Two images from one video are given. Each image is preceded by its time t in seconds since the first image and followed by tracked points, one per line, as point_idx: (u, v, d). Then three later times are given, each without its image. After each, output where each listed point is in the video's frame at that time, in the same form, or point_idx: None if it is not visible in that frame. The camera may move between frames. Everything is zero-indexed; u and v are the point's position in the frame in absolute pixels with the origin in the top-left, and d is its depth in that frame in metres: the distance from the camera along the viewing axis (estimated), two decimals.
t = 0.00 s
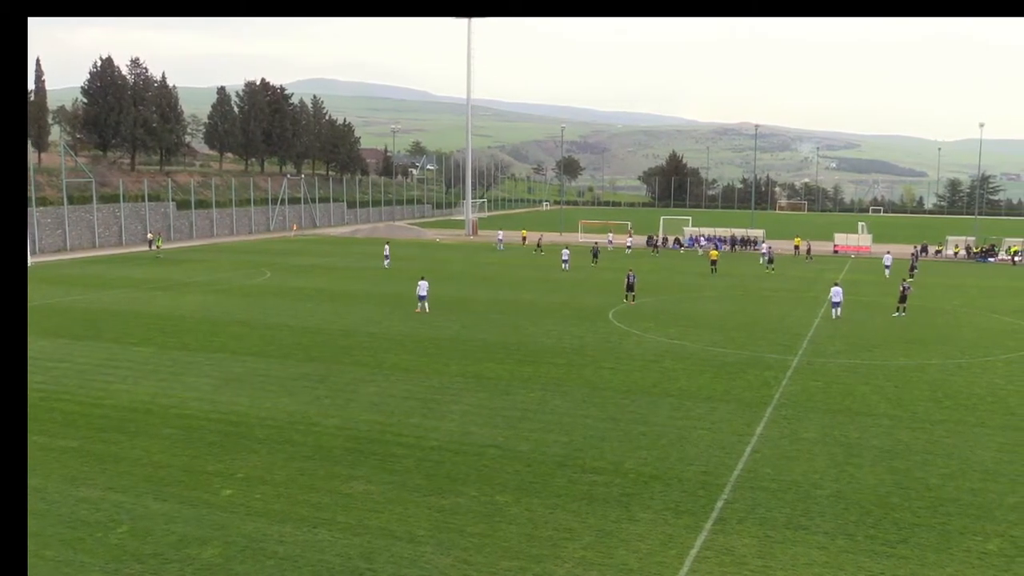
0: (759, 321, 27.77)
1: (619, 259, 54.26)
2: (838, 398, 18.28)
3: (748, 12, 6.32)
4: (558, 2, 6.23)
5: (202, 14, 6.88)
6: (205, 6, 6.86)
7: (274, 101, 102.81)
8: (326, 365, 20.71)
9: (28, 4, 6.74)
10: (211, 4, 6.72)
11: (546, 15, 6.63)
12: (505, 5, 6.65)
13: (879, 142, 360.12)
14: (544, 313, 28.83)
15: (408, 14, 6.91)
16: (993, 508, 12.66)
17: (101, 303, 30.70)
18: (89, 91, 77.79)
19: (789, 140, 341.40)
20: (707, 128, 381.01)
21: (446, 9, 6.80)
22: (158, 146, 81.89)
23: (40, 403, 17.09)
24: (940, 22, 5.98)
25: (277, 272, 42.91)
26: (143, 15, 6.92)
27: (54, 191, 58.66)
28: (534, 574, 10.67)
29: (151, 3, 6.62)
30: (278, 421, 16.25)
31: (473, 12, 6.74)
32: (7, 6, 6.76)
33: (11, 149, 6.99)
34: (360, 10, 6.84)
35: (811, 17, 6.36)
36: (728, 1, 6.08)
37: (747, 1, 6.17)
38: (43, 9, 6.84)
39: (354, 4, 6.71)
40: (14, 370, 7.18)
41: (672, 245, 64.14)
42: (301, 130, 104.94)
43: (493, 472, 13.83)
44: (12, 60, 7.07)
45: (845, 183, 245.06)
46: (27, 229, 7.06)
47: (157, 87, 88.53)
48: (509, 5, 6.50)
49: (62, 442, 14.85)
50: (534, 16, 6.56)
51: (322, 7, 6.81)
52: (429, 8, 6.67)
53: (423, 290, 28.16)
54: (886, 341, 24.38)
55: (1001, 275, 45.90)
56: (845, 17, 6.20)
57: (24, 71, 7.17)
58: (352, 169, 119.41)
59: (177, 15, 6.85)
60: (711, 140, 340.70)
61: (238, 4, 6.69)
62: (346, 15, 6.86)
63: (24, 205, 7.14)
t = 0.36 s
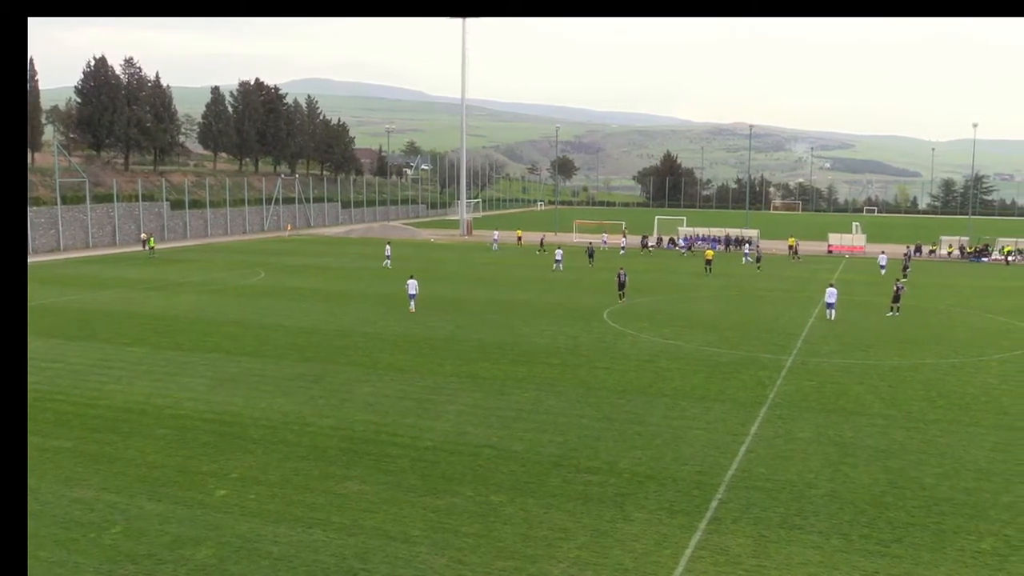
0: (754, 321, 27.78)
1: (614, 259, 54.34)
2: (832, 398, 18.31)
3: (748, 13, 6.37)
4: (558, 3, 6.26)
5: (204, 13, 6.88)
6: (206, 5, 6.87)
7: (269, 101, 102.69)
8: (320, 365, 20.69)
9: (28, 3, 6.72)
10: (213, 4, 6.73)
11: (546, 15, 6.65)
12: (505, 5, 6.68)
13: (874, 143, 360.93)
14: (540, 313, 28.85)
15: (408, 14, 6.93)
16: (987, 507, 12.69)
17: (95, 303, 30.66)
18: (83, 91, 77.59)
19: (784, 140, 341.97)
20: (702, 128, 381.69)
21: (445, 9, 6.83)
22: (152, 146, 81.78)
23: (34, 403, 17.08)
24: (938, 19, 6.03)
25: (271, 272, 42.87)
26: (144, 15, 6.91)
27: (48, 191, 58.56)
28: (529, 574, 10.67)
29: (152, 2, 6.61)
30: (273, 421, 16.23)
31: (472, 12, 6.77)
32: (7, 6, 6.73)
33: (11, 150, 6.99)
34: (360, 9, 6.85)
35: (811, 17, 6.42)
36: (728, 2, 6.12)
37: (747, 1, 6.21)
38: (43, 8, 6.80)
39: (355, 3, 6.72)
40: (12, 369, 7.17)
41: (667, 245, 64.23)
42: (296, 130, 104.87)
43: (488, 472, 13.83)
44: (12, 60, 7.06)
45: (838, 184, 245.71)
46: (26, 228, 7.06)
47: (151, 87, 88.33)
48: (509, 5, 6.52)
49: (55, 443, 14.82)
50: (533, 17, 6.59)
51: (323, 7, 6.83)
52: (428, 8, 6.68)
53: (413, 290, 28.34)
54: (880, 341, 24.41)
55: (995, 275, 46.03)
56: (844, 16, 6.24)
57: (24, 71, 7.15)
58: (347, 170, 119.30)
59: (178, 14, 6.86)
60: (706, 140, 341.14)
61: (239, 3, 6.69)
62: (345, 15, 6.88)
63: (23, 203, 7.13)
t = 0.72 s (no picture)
0: (750, 321, 27.79)
1: (609, 259, 54.38)
2: (828, 397, 18.34)
3: (746, 12, 6.43)
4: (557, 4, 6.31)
5: (204, 13, 6.93)
6: (208, 5, 6.91)
7: (264, 101, 102.58)
8: (316, 365, 20.66)
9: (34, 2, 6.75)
10: (215, 3, 6.78)
11: (544, 16, 6.71)
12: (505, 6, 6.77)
13: (870, 142, 361.66)
14: (535, 313, 28.84)
15: (407, 14, 7.02)
16: (982, 506, 12.72)
17: (90, 303, 30.60)
18: (77, 91, 77.40)
19: (779, 140, 342.48)
20: (698, 128, 382.28)
21: (447, 8, 6.92)
22: (147, 146, 81.62)
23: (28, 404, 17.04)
24: (942, 19, 6.09)
25: (267, 272, 42.82)
26: (149, 14, 6.93)
27: (42, 191, 58.44)
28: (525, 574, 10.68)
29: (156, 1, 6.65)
30: (268, 421, 16.22)
31: (471, 11, 6.85)
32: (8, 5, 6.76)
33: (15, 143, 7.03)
34: (363, 10, 6.92)
35: (812, 16, 6.49)
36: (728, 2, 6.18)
37: (747, 1, 6.28)
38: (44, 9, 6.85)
39: (357, 3, 6.79)
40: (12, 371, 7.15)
41: (663, 245, 64.29)
42: (291, 130, 104.78)
43: (484, 472, 13.82)
44: (11, 59, 7.07)
45: (833, 184, 246.14)
46: (28, 228, 7.03)
47: (146, 86, 88.17)
48: (507, 6, 6.60)
49: (49, 443, 14.78)
50: (531, 16, 6.65)
51: (323, 7, 6.91)
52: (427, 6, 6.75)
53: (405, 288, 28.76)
54: (875, 341, 24.45)
55: (990, 275, 46.13)
56: (846, 15, 6.29)
57: (25, 70, 7.18)
58: (342, 170, 119.21)
59: (182, 15, 6.90)
60: (701, 140, 341.55)
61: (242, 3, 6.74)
62: (347, 15, 6.95)
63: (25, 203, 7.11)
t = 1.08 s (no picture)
0: (745, 321, 27.74)
1: (605, 258, 54.33)
2: (825, 398, 18.34)
3: (748, 13, 6.33)
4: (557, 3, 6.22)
5: (202, 13, 6.87)
6: (206, 5, 6.84)
7: (260, 100, 102.50)
8: (313, 365, 20.64)
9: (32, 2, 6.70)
10: (214, 3, 6.72)
11: (543, 15, 6.61)
12: (504, 6, 6.68)
13: (866, 142, 361.92)
14: (531, 313, 28.81)
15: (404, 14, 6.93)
16: (978, 506, 12.71)
17: (85, 303, 30.52)
18: (73, 90, 77.20)
19: (776, 139, 342.68)
20: (695, 128, 382.47)
21: (445, 8, 6.84)
22: (143, 146, 81.50)
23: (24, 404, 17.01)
24: (939, 20, 6.02)
25: (263, 272, 42.73)
26: (148, 15, 6.87)
27: (38, 191, 58.32)
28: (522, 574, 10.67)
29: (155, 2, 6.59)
30: (265, 421, 16.21)
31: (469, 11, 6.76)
32: (7, 6, 6.72)
33: (13, 144, 6.97)
34: (360, 9, 6.84)
35: (810, 17, 6.41)
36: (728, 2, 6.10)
37: (747, 1, 6.19)
38: (41, 9, 6.81)
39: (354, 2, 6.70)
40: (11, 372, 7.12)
41: (659, 245, 64.27)
42: (287, 130, 104.78)
43: (481, 472, 13.83)
44: (9, 60, 7.02)
45: (829, 184, 246.29)
46: (27, 229, 7.00)
47: (142, 86, 88.03)
48: (505, 4, 6.50)
49: (45, 443, 14.75)
50: (529, 16, 6.56)
51: (320, 7, 6.82)
52: (425, 6, 6.67)
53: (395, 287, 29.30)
54: (872, 341, 24.44)
55: (985, 275, 46.15)
56: (844, 16, 6.21)
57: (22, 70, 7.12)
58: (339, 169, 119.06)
59: (180, 15, 6.84)
60: (698, 140, 341.65)
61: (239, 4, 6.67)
62: (345, 15, 6.87)
63: (23, 204, 7.07)
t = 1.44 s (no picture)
0: (746, 321, 27.71)
1: (605, 258, 54.29)
2: (824, 397, 18.33)
3: (749, 13, 6.37)
4: (557, 3, 6.22)
5: (202, 13, 6.89)
6: (207, 4, 6.86)
7: (260, 100, 102.42)
8: (312, 365, 20.62)
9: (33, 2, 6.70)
10: (214, 3, 6.72)
11: (543, 15, 6.64)
12: (504, 5, 6.71)
13: (866, 142, 361.82)
14: (531, 313, 28.77)
15: (405, 14, 6.96)
16: (978, 506, 12.71)
17: (84, 303, 30.50)
18: (73, 90, 77.12)
19: (775, 139, 342.60)
20: (695, 128, 382.42)
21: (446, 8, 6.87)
22: (142, 145, 81.46)
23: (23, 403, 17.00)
24: (941, 19, 6.05)
25: (262, 272, 42.70)
26: (148, 15, 6.87)
27: (37, 191, 58.26)
28: (521, 574, 10.67)
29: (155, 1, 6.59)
30: (264, 421, 16.20)
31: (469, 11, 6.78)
32: (7, 6, 6.73)
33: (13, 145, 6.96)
34: (360, 9, 6.86)
35: (811, 17, 6.45)
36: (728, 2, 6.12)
37: (747, 1, 6.22)
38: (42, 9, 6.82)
39: (354, 2, 6.72)
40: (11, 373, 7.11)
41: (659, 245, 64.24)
42: (287, 129, 104.71)
43: (480, 472, 13.82)
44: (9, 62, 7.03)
45: (829, 184, 246.13)
46: (27, 226, 7.00)
47: (142, 85, 87.93)
48: (506, 4, 6.53)
49: (44, 443, 14.75)
50: (529, 16, 6.58)
51: (320, 7, 6.83)
52: (426, 6, 6.70)
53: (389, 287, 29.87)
54: (871, 341, 24.42)
55: (985, 275, 46.13)
56: (846, 15, 6.25)
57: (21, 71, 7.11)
58: (338, 169, 118.98)
59: (181, 15, 6.84)
60: (698, 140, 341.54)
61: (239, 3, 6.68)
62: (345, 15, 6.90)
63: (23, 203, 7.07)
